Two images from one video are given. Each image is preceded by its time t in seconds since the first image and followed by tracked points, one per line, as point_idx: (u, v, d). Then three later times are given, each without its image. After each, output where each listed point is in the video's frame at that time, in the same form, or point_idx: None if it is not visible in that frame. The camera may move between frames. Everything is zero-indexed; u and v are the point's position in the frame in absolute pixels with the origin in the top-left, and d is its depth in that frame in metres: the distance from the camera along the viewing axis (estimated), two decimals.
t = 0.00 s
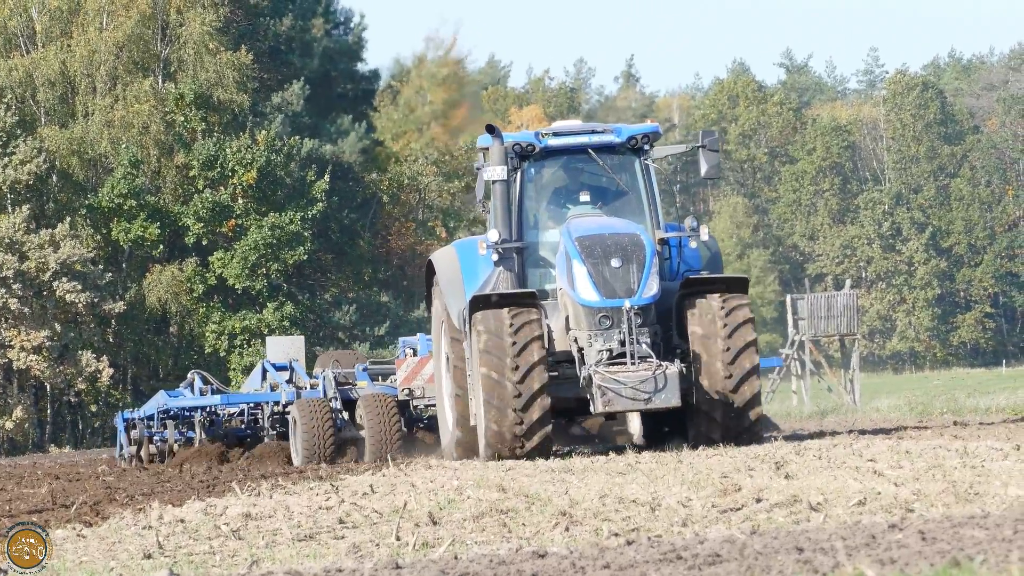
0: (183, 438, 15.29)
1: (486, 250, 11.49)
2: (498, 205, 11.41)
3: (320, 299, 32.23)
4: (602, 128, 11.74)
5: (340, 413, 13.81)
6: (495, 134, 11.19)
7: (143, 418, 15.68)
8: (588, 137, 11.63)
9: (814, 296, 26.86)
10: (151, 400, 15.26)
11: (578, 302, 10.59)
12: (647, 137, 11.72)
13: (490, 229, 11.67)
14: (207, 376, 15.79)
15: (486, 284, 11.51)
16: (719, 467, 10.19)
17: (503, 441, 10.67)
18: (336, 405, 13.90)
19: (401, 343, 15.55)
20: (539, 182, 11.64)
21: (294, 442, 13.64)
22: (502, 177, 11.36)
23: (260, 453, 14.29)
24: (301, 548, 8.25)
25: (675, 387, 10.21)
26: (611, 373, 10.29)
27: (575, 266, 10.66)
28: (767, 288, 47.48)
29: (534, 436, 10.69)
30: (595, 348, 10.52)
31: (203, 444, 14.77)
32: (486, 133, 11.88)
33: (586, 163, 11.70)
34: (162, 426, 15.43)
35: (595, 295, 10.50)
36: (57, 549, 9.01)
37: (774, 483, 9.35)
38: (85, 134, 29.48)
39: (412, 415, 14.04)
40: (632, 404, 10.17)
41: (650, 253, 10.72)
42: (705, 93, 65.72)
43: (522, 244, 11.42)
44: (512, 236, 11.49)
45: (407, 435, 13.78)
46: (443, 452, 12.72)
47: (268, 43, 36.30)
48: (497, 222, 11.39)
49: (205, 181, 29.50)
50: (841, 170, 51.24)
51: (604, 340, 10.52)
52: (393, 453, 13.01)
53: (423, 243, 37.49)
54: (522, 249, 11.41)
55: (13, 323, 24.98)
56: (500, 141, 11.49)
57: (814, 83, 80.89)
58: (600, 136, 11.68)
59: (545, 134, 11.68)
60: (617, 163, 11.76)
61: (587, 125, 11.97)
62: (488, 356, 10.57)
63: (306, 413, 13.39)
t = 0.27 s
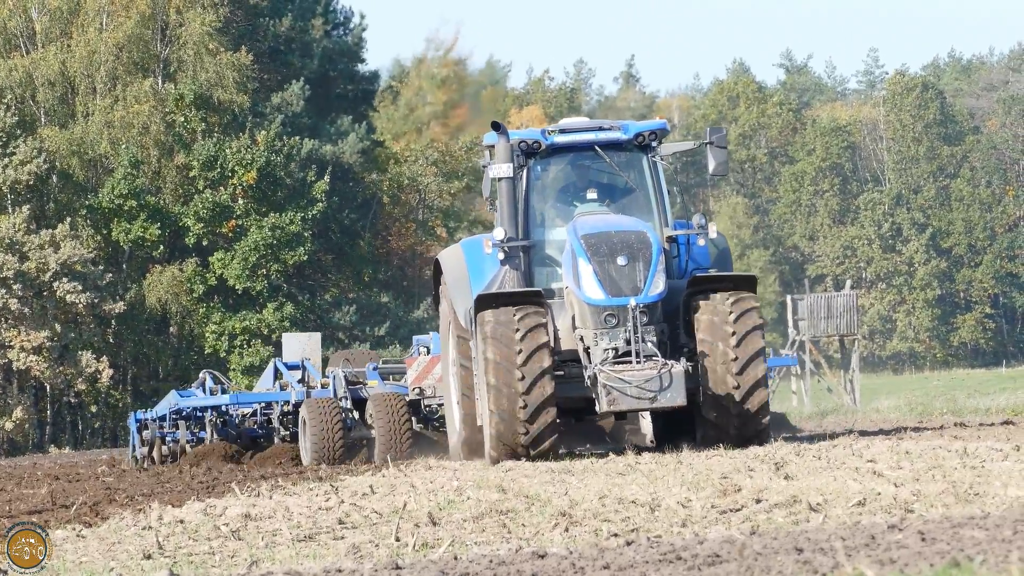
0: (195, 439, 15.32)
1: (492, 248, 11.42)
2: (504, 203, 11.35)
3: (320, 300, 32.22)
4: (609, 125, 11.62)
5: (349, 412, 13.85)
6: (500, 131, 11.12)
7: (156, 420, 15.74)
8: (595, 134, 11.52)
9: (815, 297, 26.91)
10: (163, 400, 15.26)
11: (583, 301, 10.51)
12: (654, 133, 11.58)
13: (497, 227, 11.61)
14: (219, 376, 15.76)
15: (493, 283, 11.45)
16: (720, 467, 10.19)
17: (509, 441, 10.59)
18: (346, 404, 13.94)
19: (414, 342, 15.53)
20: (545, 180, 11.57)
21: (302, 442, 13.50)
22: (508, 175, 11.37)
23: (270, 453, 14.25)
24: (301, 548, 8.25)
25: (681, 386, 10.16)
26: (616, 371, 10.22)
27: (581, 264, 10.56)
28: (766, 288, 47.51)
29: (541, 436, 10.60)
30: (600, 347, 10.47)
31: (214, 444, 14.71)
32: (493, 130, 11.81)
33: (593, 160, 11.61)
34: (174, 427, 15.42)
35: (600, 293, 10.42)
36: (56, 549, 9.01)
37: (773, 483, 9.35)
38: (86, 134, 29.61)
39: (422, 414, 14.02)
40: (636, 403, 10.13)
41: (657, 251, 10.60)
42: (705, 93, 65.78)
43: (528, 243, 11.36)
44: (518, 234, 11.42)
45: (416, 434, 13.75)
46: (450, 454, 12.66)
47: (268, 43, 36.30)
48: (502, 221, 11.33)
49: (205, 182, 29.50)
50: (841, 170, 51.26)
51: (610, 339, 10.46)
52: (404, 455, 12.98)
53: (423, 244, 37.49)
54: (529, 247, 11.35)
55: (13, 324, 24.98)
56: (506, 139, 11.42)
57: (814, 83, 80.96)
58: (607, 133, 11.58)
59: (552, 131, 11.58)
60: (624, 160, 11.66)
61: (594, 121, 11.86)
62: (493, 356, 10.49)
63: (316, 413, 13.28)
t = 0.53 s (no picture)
0: (204, 438, 15.20)
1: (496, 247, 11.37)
2: (507, 202, 11.29)
3: (319, 300, 32.19)
4: (614, 123, 11.59)
5: (356, 413, 13.88)
6: (504, 130, 11.08)
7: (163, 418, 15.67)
8: (600, 132, 11.51)
9: (813, 296, 26.92)
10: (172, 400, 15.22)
11: (586, 301, 10.44)
12: (660, 131, 11.56)
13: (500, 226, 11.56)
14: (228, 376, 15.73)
15: (496, 283, 11.39)
16: (718, 467, 10.20)
17: (511, 442, 10.54)
18: (353, 404, 13.96)
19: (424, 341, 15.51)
20: (550, 178, 11.52)
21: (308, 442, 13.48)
22: (512, 173, 11.22)
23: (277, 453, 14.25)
24: (300, 549, 8.24)
25: (684, 387, 10.04)
26: (619, 372, 10.13)
27: (584, 263, 10.50)
28: (765, 288, 47.54)
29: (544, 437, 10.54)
30: (603, 347, 10.37)
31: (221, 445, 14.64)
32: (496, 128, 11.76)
33: (597, 159, 11.59)
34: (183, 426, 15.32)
35: (603, 293, 10.34)
36: (55, 549, 9.01)
37: (772, 484, 9.35)
38: (84, 134, 29.50)
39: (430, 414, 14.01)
40: (640, 404, 10.00)
41: (661, 250, 10.52)
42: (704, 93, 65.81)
43: (532, 242, 11.31)
44: (521, 234, 11.36)
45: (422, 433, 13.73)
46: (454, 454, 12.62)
47: (266, 43, 36.30)
48: (505, 219, 11.28)
49: (203, 182, 29.50)
50: (839, 170, 51.30)
51: (613, 339, 10.36)
52: (410, 455, 12.96)
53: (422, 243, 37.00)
54: (532, 246, 11.30)
55: (11, 324, 24.97)
56: (510, 137, 11.37)
57: (812, 83, 81.06)
58: (612, 131, 11.55)
59: (556, 129, 11.54)
60: (629, 159, 11.64)
61: (599, 119, 11.83)
62: (495, 356, 10.45)
63: (322, 412, 13.26)
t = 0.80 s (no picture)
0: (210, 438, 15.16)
1: (497, 246, 11.31)
2: (508, 201, 11.21)
3: (314, 300, 32.16)
4: (616, 121, 11.55)
5: (360, 412, 13.81)
6: (505, 127, 11.03)
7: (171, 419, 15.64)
8: (602, 131, 11.46)
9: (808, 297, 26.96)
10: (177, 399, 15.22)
11: (586, 301, 10.33)
12: (662, 129, 11.52)
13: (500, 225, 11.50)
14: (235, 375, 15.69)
15: (496, 282, 11.32)
16: (713, 467, 10.20)
17: (509, 443, 10.48)
18: (357, 403, 13.86)
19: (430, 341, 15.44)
20: (550, 177, 11.48)
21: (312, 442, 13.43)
22: (513, 171, 11.13)
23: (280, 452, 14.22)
24: (295, 549, 8.24)
25: (683, 389, 9.93)
26: (618, 373, 10.03)
27: (584, 263, 10.39)
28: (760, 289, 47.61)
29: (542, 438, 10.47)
30: (603, 348, 10.25)
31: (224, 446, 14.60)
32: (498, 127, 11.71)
33: (599, 157, 11.55)
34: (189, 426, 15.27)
35: (603, 293, 10.23)
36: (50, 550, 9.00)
37: (767, 484, 9.35)
38: (79, 134, 29.20)
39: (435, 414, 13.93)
40: (639, 405, 9.90)
41: (661, 249, 10.41)
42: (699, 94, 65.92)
43: (533, 241, 11.25)
44: (523, 232, 11.30)
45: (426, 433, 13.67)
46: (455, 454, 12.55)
47: (261, 44, 36.32)
48: (506, 218, 11.21)
49: (199, 182, 29.57)
50: (834, 170, 51.41)
51: (613, 340, 10.26)
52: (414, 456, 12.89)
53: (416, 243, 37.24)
54: (534, 245, 11.24)
55: (7, 325, 24.96)
56: (512, 135, 11.33)
57: (808, 84, 81.22)
58: (614, 129, 11.52)
59: (558, 127, 11.51)
60: (631, 157, 11.61)
61: (601, 118, 11.80)
62: (493, 358, 10.38)
63: (326, 413, 13.20)
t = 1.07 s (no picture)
0: (210, 439, 15.09)
1: (492, 245, 11.21)
2: (503, 199, 11.12)
3: (304, 301, 32.07)
4: (613, 120, 11.45)
5: (359, 414, 13.77)
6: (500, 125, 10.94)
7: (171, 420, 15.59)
8: (598, 129, 11.36)
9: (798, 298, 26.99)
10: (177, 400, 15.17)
11: (579, 300, 10.25)
12: (659, 126, 11.41)
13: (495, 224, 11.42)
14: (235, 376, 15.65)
15: (492, 281, 11.24)
16: (703, 467, 10.20)
17: (501, 444, 10.41)
18: (356, 404, 13.83)
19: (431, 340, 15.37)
20: (546, 176, 11.38)
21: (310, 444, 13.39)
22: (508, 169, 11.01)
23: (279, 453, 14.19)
24: (285, 549, 8.21)
25: (676, 389, 9.89)
26: (610, 373, 10.00)
27: (577, 262, 10.31)
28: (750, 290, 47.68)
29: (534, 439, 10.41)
30: (597, 348, 10.18)
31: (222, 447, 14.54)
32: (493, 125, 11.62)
33: (596, 155, 11.44)
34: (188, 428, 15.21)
35: (597, 293, 10.15)
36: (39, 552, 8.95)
37: (757, 485, 9.34)
38: (69, 135, 29.33)
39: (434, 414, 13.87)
40: (631, 406, 9.87)
41: (656, 248, 10.32)
42: (689, 95, 65.99)
43: (529, 240, 11.16)
44: (518, 232, 11.20)
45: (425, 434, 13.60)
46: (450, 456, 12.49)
47: (252, 44, 36.21)
48: (501, 217, 11.12)
49: (189, 183, 29.40)
50: (825, 171, 51.52)
51: (606, 340, 10.19)
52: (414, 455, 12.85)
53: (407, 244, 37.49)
54: (529, 244, 11.15)
55: None
56: (507, 133, 11.24)
57: (798, 85, 81.35)
58: (611, 127, 11.40)
59: (554, 125, 11.41)
60: (629, 155, 11.49)
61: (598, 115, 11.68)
62: (485, 360, 10.32)
63: (323, 415, 13.17)
